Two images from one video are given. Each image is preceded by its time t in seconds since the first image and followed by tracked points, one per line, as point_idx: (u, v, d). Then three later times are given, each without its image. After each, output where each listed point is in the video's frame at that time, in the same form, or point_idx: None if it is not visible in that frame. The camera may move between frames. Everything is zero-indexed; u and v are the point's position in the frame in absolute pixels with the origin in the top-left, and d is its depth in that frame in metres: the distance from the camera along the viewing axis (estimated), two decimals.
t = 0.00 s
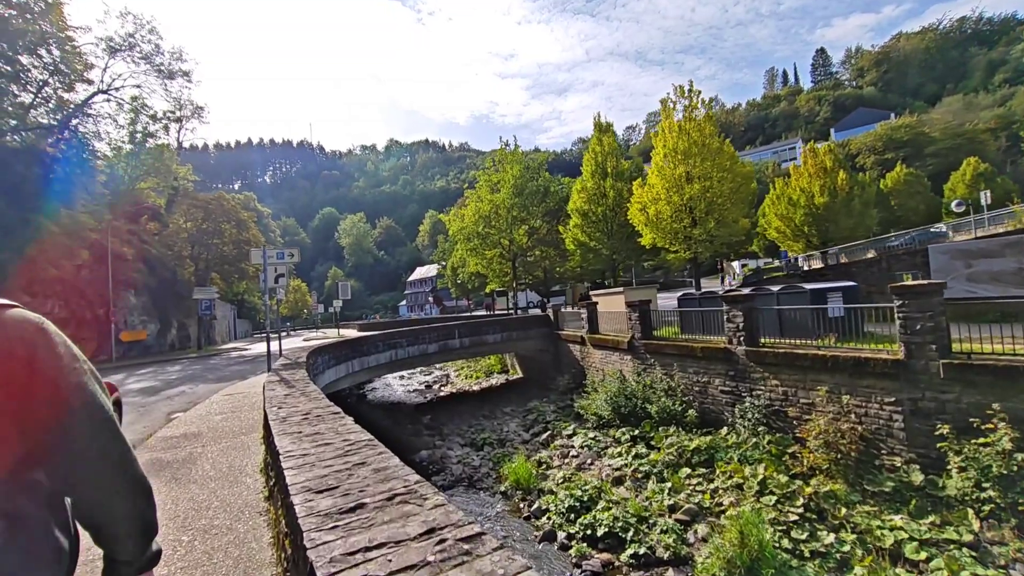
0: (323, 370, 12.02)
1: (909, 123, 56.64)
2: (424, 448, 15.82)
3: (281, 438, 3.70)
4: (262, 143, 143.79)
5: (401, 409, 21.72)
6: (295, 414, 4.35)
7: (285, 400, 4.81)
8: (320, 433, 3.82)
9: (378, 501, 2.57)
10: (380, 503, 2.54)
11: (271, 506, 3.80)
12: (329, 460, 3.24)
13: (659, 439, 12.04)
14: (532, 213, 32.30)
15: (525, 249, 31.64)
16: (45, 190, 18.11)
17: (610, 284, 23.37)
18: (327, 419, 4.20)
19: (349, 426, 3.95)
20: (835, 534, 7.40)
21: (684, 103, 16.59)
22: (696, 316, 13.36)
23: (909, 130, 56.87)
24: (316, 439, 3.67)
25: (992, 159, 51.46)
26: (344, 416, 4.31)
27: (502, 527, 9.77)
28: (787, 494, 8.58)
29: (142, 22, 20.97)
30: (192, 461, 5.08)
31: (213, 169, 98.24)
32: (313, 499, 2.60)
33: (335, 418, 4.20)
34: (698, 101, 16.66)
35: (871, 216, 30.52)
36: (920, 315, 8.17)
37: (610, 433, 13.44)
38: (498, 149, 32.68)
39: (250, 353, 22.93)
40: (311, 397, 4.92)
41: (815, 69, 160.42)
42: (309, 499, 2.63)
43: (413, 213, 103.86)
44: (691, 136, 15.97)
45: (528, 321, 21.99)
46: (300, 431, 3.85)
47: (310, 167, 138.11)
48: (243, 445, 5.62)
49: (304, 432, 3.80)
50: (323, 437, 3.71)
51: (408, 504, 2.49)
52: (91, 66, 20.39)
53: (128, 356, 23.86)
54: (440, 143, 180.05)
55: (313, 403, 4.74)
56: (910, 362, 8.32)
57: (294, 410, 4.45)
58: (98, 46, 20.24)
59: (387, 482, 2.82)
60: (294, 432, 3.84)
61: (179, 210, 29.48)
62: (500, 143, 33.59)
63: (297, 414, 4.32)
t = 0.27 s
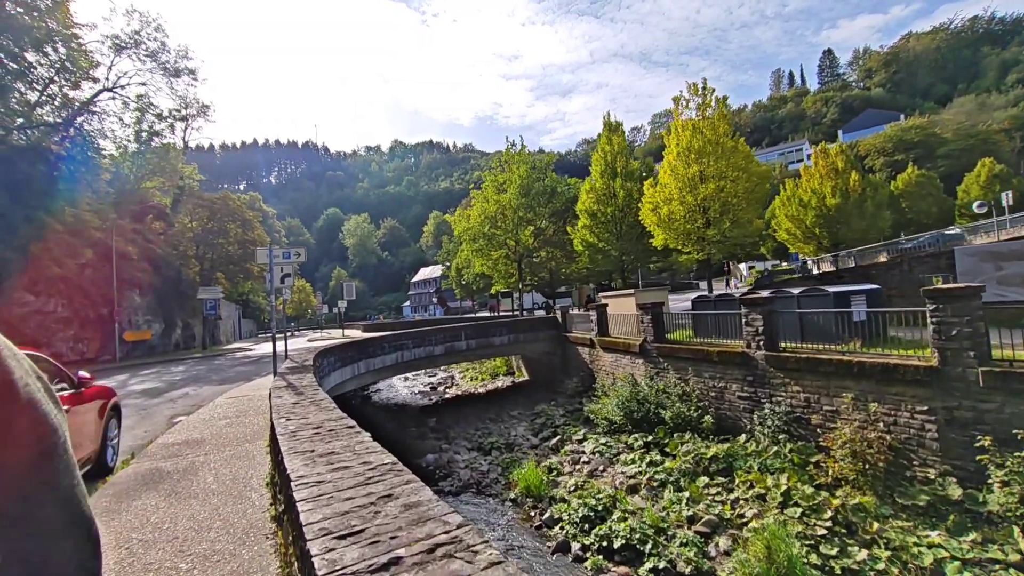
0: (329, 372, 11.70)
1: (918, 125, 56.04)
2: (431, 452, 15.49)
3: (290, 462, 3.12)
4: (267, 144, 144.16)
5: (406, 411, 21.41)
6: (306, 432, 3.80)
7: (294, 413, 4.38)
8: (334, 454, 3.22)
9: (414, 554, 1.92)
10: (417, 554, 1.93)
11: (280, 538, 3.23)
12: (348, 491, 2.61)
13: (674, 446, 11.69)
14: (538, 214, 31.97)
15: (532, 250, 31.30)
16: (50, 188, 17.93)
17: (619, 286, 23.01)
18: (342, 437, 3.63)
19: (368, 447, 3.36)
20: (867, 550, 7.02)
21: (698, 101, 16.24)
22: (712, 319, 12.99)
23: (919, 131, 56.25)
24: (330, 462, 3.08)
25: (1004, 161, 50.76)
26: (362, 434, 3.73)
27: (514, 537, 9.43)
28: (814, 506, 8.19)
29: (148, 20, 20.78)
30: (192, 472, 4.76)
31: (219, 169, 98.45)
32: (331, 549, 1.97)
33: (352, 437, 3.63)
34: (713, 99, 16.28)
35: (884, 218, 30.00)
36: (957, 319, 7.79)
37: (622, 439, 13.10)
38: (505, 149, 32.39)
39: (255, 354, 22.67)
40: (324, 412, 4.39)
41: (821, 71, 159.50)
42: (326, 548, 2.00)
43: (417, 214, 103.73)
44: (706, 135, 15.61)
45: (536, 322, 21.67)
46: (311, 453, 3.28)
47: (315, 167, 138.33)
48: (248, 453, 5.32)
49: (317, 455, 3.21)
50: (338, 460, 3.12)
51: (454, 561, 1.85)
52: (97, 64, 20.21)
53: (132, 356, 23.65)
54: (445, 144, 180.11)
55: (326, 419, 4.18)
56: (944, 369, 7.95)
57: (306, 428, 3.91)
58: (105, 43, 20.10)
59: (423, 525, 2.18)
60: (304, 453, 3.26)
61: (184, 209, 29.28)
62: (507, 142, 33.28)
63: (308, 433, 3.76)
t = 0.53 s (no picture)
0: (338, 372, 11.44)
1: (931, 124, 55.25)
2: (440, 454, 15.19)
3: (307, 481, 2.62)
4: (274, 144, 144.73)
5: (414, 412, 21.13)
6: (322, 443, 3.31)
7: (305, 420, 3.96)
8: (359, 470, 2.73)
9: None
10: None
11: (293, 561, 2.88)
12: (381, 521, 2.12)
13: (692, 450, 11.32)
14: (547, 213, 31.63)
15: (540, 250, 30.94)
16: (55, 185, 17.79)
17: (631, 286, 22.63)
18: (364, 448, 3.13)
19: (396, 461, 2.87)
20: (906, 563, 6.63)
21: (714, 96, 15.85)
22: (730, 320, 12.60)
23: (932, 131, 55.39)
24: (355, 481, 2.58)
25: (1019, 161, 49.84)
26: (386, 446, 3.24)
27: (529, 544, 9.12)
28: (845, 516, 7.80)
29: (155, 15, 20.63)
30: (197, 479, 4.47)
31: (226, 169, 98.86)
32: None
33: (375, 448, 3.14)
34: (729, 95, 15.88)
35: (899, 219, 29.36)
36: (997, 320, 7.37)
37: (637, 442, 12.76)
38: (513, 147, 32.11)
39: (262, 353, 22.50)
40: (339, 420, 3.93)
41: (831, 70, 157.88)
42: None
43: (423, 214, 103.70)
44: (722, 130, 15.21)
45: (545, 323, 21.34)
46: (330, 469, 2.78)
47: (321, 167, 138.66)
48: (255, 458, 5.02)
49: (338, 472, 2.72)
50: (364, 479, 2.62)
51: None
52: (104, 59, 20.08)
53: (138, 355, 23.51)
54: (451, 144, 180.23)
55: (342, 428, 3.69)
56: (985, 372, 7.51)
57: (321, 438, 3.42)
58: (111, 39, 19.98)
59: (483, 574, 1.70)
60: (321, 470, 2.78)
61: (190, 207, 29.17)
62: (516, 141, 32.99)
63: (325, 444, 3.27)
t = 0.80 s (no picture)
0: (347, 373, 11.20)
1: (945, 124, 54.43)
2: (449, 457, 14.92)
3: (326, 510, 2.15)
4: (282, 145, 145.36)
5: (421, 413, 20.89)
6: (338, 460, 2.84)
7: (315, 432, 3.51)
8: (386, 496, 2.28)
9: None
10: None
11: None
12: (421, 572, 1.66)
13: (710, 456, 10.96)
14: (555, 213, 31.33)
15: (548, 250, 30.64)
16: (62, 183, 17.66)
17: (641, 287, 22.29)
18: (389, 467, 2.68)
19: (429, 486, 2.42)
20: None
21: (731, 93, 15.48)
22: (749, 322, 12.23)
23: (945, 131, 54.50)
24: (383, 512, 2.13)
25: None
26: (413, 464, 2.79)
27: (543, 552, 8.81)
28: (878, 527, 7.41)
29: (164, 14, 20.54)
30: (203, 488, 4.22)
31: (235, 169, 99.28)
32: None
33: (402, 467, 2.69)
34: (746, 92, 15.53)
35: (914, 220, 28.74)
36: None
37: (651, 446, 12.43)
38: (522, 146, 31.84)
39: (269, 353, 22.37)
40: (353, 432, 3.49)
41: (840, 70, 156.33)
42: None
43: (429, 215, 103.68)
44: (739, 127, 14.84)
45: (555, 324, 21.05)
46: (352, 493, 2.33)
47: (328, 168, 139.16)
48: (263, 466, 4.77)
49: (361, 498, 2.26)
50: (393, 509, 2.17)
51: None
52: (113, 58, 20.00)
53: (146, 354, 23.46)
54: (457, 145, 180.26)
55: (357, 442, 3.24)
56: None
57: (336, 453, 2.97)
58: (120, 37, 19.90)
59: None
60: (341, 495, 2.31)
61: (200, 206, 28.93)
62: (524, 140, 32.72)
63: (343, 460, 2.81)
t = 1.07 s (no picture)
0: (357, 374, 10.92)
1: (962, 120, 53.33)
2: (460, 459, 14.61)
3: (353, 552, 1.79)
4: (290, 145, 146.01)
5: (431, 414, 20.62)
6: (364, 482, 2.45)
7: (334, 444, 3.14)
8: (423, 534, 1.91)
9: None
10: None
11: None
12: None
13: (733, 462, 10.56)
14: (565, 212, 30.94)
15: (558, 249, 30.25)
16: (73, 179, 17.55)
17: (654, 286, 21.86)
18: (423, 492, 2.32)
19: (474, 519, 2.05)
20: None
21: (750, 87, 15.05)
22: (773, 322, 11.79)
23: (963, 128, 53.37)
24: (422, 556, 1.77)
25: None
26: (450, 487, 2.41)
27: (560, 560, 8.48)
28: (918, 539, 6.97)
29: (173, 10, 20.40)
30: (207, 500, 3.90)
31: (244, 169, 99.70)
32: None
33: (438, 492, 2.33)
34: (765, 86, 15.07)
35: (934, 218, 27.99)
36: None
37: (669, 451, 12.05)
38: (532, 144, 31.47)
39: (277, 353, 22.20)
40: (373, 446, 3.09)
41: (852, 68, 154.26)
42: None
43: (436, 214, 103.55)
44: (759, 122, 14.40)
45: (567, 324, 20.69)
46: (382, 527, 1.97)
47: (336, 168, 139.59)
48: (273, 475, 4.47)
49: (394, 535, 1.90)
50: (434, 551, 1.80)
51: None
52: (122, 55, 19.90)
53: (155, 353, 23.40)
54: (464, 145, 180.13)
55: (380, 457, 2.85)
56: None
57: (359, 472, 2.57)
58: (129, 34, 19.79)
59: None
60: (369, 529, 1.96)
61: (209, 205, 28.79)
62: (534, 139, 32.36)
63: (369, 485, 2.39)
